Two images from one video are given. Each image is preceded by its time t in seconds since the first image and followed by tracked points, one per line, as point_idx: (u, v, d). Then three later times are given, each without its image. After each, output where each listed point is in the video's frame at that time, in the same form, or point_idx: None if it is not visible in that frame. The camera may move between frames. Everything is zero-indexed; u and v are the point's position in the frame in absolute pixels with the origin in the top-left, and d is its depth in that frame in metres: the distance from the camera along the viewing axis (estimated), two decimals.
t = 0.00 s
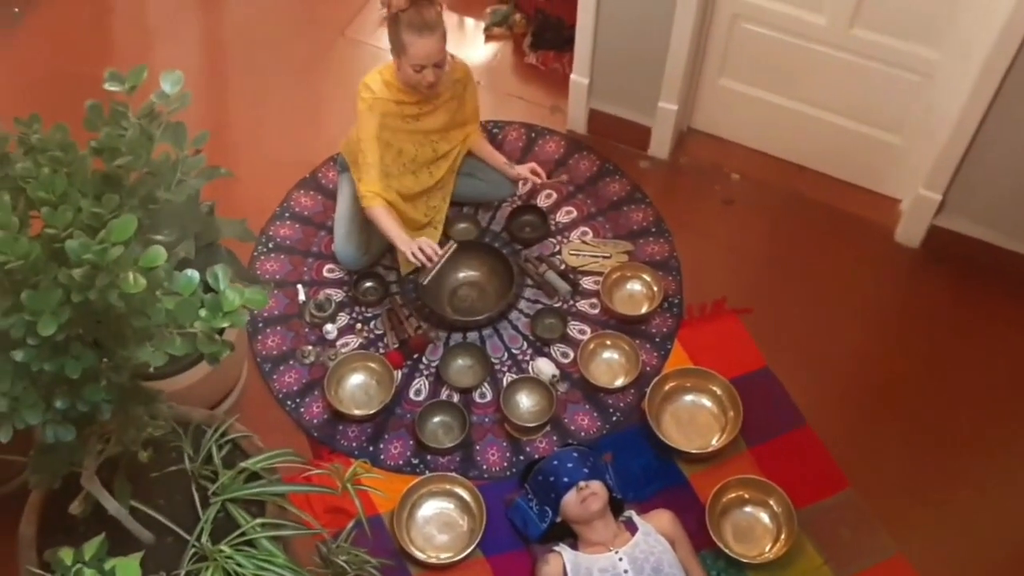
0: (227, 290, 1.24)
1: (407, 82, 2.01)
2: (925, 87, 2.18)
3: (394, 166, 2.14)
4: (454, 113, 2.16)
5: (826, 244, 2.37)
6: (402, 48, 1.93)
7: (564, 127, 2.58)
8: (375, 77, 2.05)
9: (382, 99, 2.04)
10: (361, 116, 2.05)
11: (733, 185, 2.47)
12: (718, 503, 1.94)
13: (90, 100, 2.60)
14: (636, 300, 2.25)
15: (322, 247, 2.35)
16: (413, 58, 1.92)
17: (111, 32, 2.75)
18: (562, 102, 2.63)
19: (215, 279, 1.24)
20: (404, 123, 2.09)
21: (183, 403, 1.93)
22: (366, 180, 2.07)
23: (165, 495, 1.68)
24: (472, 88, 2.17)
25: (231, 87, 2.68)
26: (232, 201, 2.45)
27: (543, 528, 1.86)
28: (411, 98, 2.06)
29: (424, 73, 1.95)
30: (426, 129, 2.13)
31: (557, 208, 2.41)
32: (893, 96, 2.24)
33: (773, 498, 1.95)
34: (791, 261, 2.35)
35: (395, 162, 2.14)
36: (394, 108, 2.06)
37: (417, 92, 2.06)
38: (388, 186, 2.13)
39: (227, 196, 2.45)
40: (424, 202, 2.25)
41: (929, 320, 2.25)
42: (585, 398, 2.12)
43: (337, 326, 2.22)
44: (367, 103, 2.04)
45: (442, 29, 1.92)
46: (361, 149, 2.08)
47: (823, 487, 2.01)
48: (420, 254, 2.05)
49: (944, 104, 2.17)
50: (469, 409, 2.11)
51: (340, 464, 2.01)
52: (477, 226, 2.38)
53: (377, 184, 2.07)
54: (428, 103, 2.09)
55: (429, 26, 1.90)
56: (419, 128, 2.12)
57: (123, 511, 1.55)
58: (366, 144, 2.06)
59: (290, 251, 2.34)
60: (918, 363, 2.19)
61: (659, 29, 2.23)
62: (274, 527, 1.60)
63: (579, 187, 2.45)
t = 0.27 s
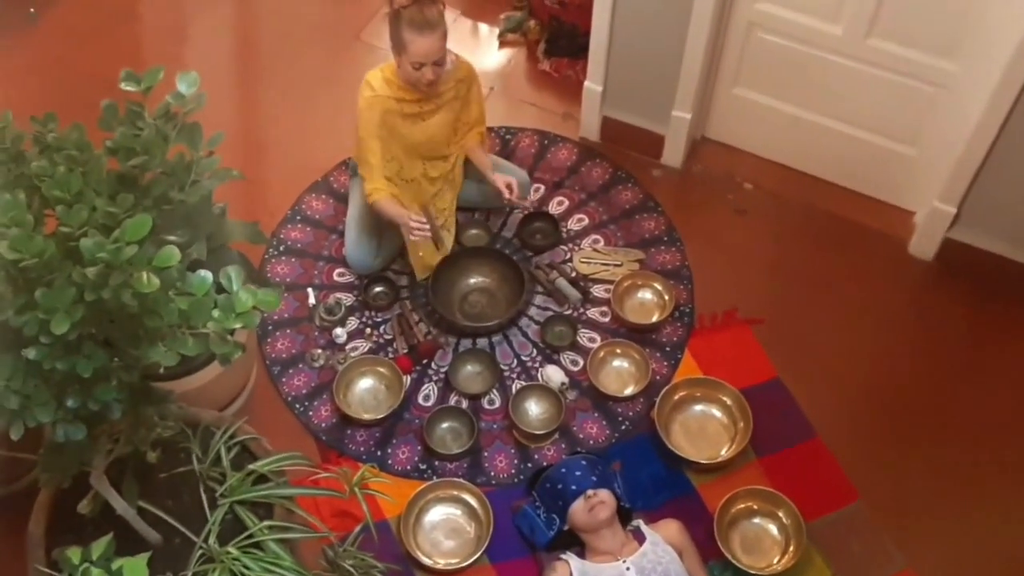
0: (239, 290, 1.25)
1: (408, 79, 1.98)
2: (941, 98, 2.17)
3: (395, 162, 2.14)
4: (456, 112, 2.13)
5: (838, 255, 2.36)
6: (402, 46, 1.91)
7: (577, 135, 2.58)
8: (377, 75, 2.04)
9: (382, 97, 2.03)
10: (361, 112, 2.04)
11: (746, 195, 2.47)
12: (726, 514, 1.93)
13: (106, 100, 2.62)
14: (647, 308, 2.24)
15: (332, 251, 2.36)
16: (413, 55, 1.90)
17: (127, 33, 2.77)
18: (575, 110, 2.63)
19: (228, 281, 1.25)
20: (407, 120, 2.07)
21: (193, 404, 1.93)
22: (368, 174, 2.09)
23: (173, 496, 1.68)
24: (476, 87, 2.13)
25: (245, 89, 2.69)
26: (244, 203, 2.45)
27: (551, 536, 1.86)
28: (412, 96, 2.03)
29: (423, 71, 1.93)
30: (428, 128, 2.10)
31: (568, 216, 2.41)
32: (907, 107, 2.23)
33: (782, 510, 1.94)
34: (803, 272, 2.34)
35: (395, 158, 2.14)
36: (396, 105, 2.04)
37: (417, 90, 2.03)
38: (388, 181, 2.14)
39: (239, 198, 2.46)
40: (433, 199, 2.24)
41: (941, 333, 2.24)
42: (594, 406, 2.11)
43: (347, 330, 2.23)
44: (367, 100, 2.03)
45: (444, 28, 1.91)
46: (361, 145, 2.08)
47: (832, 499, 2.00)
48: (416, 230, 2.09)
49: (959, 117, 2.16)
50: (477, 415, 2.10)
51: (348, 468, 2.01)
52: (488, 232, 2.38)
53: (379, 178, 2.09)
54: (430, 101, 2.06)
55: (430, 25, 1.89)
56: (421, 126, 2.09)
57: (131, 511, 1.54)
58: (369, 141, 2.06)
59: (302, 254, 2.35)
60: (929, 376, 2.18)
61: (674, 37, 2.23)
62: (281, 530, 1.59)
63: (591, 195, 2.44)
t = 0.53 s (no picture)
0: (253, 288, 1.26)
1: (408, 72, 2.01)
2: (950, 109, 2.18)
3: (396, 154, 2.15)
4: (457, 108, 2.13)
5: (846, 264, 2.37)
6: (403, 38, 1.95)
7: (587, 140, 2.59)
8: (380, 64, 2.07)
9: (383, 85, 2.06)
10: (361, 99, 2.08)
11: (755, 203, 2.47)
12: (731, 520, 1.94)
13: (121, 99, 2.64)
14: (655, 314, 2.25)
15: (342, 252, 2.37)
16: (413, 47, 1.94)
17: (142, 32, 2.79)
18: (585, 115, 2.64)
19: (241, 279, 1.26)
20: (407, 111, 2.09)
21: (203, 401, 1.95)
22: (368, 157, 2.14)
23: (182, 492, 1.70)
24: (479, 82, 2.14)
25: (258, 90, 2.70)
26: (256, 203, 2.47)
27: (556, 539, 1.86)
28: (411, 87, 2.05)
29: (422, 63, 1.97)
30: (427, 122, 2.11)
31: (578, 221, 2.42)
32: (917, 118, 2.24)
33: (786, 517, 1.94)
34: (810, 280, 2.35)
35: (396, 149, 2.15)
36: (396, 96, 2.06)
37: (417, 80, 2.05)
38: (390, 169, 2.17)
39: (251, 198, 2.48)
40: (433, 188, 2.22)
41: (946, 342, 2.25)
42: (600, 411, 2.12)
43: (356, 331, 2.24)
44: (368, 88, 2.06)
45: (445, 20, 1.94)
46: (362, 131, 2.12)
47: (837, 507, 2.01)
48: (405, 205, 2.12)
49: (969, 128, 2.17)
50: (484, 418, 2.11)
51: (355, 467, 2.02)
52: (498, 236, 2.39)
53: (379, 160, 2.14)
54: (429, 93, 2.08)
55: (430, 17, 1.92)
56: (421, 119, 2.11)
57: (140, 506, 1.57)
58: (370, 129, 2.11)
59: (312, 255, 2.36)
60: (934, 386, 2.18)
61: (686, 44, 2.25)
62: (289, 528, 1.61)
63: (600, 201, 2.46)
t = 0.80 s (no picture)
0: (272, 284, 1.28)
1: (419, 64, 2.04)
2: (968, 122, 2.18)
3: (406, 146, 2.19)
4: (468, 103, 2.16)
5: (861, 274, 2.38)
6: (414, 29, 1.98)
7: (605, 145, 2.60)
8: (392, 56, 2.10)
9: (394, 77, 2.09)
10: (373, 90, 2.11)
11: (771, 211, 2.48)
12: (740, 526, 1.95)
13: (144, 94, 2.67)
14: (668, 320, 2.27)
15: (360, 251, 2.39)
16: (424, 40, 1.97)
17: (167, 29, 2.82)
18: (604, 121, 2.66)
19: (261, 274, 1.28)
20: (418, 104, 2.12)
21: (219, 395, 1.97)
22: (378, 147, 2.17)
23: (197, 484, 1.72)
24: (490, 79, 2.17)
25: (280, 88, 2.73)
26: (275, 201, 2.50)
27: (566, 540, 1.89)
28: (423, 79, 2.09)
29: (431, 57, 2.00)
30: (437, 115, 2.14)
31: (594, 225, 2.43)
32: (934, 130, 2.25)
33: (795, 524, 1.95)
34: (824, 290, 2.35)
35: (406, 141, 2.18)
36: (406, 87, 2.10)
37: (428, 73, 2.08)
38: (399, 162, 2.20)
39: (270, 196, 2.50)
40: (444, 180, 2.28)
41: (959, 355, 2.25)
42: (612, 414, 2.14)
43: (371, 330, 2.26)
44: (380, 79, 2.10)
45: (457, 16, 1.97)
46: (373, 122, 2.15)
47: (846, 515, 2.01)
48: (404, 188, 2.16)
49: (987, 141, 2.17)
50: (497, 418, 2.13)
51: (368, 464, 2.04)
52: (514, 238, 2.41)
53: (388, 151, 2.17)
54: (440, 87, 2.11)
55: (442, 11, 1.94)
56: (431, 112, 2.14)
57: (156, 497, 1.59)
58: (380, 117, 2.14)
59: (329, 253, 2.39)
60: (946, 398, 2.19)
61: (705, 51, 2.26)
62: (301, 522, 1.63)
63: (616, 206, 2.47)
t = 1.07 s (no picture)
0: (294, 278, 1.30)
1: (438, 61, 2.07)
2: (988, 135, 2.18)
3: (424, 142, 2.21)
4: (487, 100, 2.18)
5: (877, 283, 2.38)
6: (434, 27, 2.01)
7: (624, 149, 2.62)
8: (412, 53, 2.13)
9: (414, 74, 2.12)
10: (393, 86, 2.14)
11: (789, 219, 2.49)
12: (750, 530, 1.96)
13: (169, 88, 2.70)
14: (684, 323, 2.28)
15: (378, 248, 2.42)
16: (443, 37, 1.99)
17: (195, 25, 2.86)
18: (624, 125, 2.67)
19: (283, 268, 1.30)
20: (437, 101, 2.15)
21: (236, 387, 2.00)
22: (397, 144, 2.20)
23: (213, 475, 1.74)
24: (509, 77, 2.19)
25: (303, 85, 2.76)
26: (296, 197, 2.52)
27: (575, 540, 1.90)
28: (442, 76, 2.12)
29: (450, 54, 2.03)
30: (456, 112, 2.17)
31: (611, 228, 2.45)
32: (953, 141, 2.25)
33: (805, 530, 1.96)
34: (840, 298, 2.36)
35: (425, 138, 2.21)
36: (426, 84, 2.12)
37: (448, 70, 2.11)
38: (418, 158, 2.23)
39: (291, 192, 2.53)
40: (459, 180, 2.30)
41: (973, 365, 2.25)
42: (625, 416, 2.15)
43: (388, 326, 2.28)
44: (400, 76, 2.13)
45: (476, 15, 2.00)
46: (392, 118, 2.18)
47: (856, 523, 2.02)
48: (421, 176, 2.16)
49: (1006, 155, 2.17)
50: (510, 417, 2.15)
51: (381, 459, 2.06)
52: (531, 239, 2.42)
53: (407, 147, 2.19)
54: (459, 84, 2.14)
55: (461, 9, 1.97)
56: (450, 109, 2.17)
57: (172, 487, 1.62)
58: (400, 114, 2.17)
59: (348, 249, 2.41)
60: (959, 408, 2.19)
61: (726, 58, 2.27)
62: (315, 515, 1.64)
63: (634, 209, 2.48)
